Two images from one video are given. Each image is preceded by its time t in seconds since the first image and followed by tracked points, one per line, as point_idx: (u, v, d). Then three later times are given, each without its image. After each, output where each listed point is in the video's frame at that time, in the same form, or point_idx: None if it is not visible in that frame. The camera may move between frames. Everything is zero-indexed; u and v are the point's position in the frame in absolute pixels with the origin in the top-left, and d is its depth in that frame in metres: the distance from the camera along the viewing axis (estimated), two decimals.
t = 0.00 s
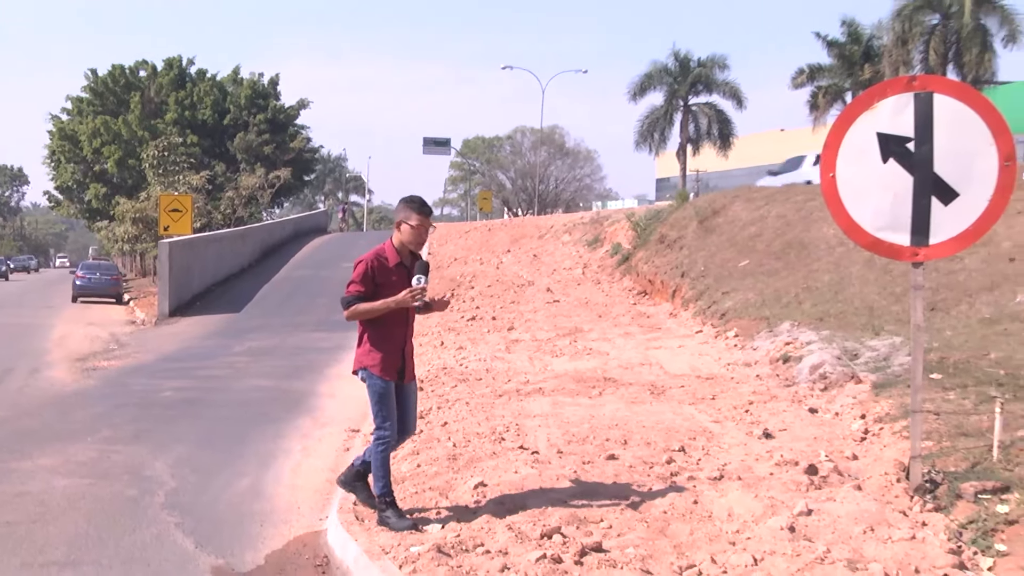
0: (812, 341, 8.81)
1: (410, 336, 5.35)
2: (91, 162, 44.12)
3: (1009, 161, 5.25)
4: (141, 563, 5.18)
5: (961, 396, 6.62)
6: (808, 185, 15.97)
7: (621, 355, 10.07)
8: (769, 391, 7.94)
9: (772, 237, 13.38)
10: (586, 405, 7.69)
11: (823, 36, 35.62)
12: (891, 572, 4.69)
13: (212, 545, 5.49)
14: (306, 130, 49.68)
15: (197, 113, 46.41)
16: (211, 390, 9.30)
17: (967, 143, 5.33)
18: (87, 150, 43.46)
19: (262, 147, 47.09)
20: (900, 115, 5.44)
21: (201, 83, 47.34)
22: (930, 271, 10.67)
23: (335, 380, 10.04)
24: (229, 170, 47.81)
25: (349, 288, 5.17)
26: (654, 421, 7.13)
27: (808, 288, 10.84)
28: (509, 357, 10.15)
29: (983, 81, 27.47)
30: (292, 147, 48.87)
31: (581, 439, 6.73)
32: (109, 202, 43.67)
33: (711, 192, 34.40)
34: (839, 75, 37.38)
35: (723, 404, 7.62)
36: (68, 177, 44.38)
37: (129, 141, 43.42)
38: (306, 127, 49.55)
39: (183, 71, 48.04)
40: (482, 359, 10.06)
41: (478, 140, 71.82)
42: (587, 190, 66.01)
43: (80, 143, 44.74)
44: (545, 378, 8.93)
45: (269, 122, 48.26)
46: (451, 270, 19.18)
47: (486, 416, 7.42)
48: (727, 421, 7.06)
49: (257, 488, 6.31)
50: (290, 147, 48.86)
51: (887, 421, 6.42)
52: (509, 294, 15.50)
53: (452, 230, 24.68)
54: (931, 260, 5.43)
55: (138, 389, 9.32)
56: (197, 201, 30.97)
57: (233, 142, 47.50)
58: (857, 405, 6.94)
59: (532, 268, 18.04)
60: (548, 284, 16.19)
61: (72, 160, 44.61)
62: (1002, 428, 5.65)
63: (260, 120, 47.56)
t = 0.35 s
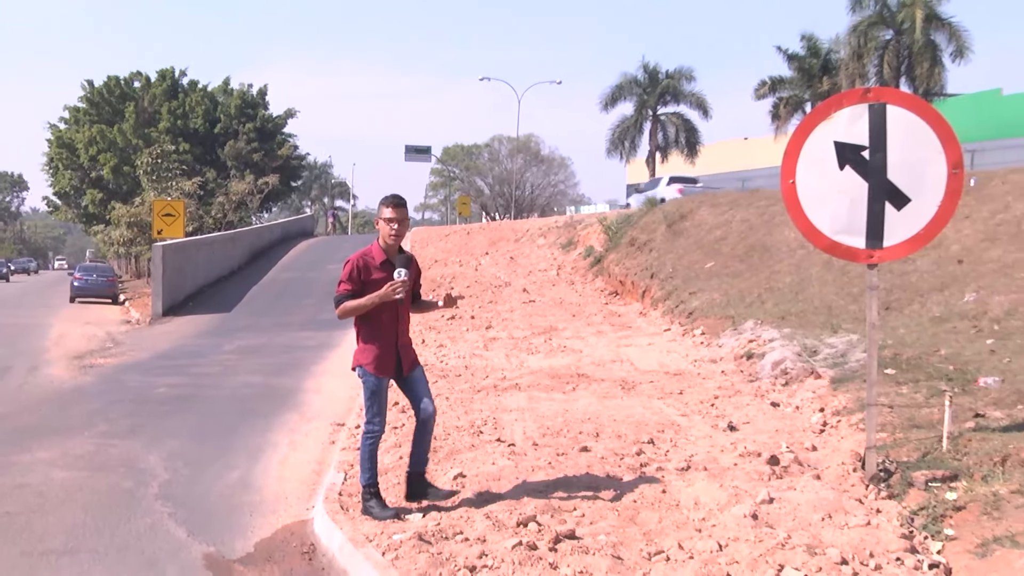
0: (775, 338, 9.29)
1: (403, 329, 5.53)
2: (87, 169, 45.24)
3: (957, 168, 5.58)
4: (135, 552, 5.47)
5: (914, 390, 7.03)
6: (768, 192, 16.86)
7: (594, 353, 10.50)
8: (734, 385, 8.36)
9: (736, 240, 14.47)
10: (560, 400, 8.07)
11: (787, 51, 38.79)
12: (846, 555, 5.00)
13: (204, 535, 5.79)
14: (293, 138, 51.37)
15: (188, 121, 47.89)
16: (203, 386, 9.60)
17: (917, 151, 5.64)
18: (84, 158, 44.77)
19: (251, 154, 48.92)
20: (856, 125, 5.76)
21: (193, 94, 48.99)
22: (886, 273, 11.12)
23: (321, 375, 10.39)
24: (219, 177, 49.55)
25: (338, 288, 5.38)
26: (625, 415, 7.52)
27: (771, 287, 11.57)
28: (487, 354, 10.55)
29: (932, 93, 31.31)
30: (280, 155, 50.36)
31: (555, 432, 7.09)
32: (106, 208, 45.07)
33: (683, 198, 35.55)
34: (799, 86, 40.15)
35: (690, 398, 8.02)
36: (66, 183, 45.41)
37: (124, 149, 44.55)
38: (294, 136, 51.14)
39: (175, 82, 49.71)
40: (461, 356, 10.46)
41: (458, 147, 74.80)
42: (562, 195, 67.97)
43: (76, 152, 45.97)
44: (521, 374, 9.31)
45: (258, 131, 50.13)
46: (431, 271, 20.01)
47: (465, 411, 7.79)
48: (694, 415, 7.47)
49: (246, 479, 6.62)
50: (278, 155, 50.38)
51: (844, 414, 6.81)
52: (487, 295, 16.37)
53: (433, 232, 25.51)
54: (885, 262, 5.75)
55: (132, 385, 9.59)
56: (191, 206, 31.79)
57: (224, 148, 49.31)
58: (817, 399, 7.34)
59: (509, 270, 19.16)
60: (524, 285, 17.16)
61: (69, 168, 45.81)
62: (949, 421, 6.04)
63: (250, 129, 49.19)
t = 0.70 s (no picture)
0: (757, 332, 9.60)
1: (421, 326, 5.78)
2: (102, 173, 48.57)
3: (928, 171, 5.86)
4: (148, 537, 5.88)
5: (889, 381, 7.37)
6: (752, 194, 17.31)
7: (585, 346, 10.89)
8: (718, 378, 8.74)
9: (719, 239, 14.82)
10: (553, 392, 8.42)
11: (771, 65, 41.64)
12: (825, 539, 5.29)
13: (214, 520, 6.17)
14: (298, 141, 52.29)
15: (198, 126, 49.32)
16: (212, 377, 9.99)
17: (890, 156, 5.93)
18: (98, 161, 47.85)
19: (257, 158, 49.79)
20: (833, 130, 6.06)
21: (203, 101, 50.37)
22: (861, 270, 11.40)
23: (321, 367, 10.76)
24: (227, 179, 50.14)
25: (356, 286, 5.70)
26: (614, 406, 7.88)
27: (752, 285, 11.99)
28: (483, 348, 10.93)
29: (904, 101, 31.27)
30: (285, 158, 51.27)
31: (548, 422, 7.43)
32: (120, 208, 48.13)
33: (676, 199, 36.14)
34: (780, 92, 42.04)
35: (676, 390, 8.39)
36: (82, 185, 48.74)
37: (136, 153, 47.51)
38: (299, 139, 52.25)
39: (186, 88, 51.17)
40: (458, 350, 10.84)
41: (456, 151, 76.98)
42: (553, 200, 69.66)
43: (93, 156, 49.10)
44: (516, 368, 9.66)
45: (263, 136, 50.93)
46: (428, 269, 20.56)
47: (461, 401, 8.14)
48: (680, 406, 7.83)
49: (255, 465, 7.00)
50: (283, 158, 51.25)
51: (823, 405, 7.15)
52: (483, 291, 16.88)
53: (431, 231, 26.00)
54: (861, 260, 6.05)
55: (145, 377, 9.99)
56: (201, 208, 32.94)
57: (230, 152, 50.17)
58: (797, 390, 7.68)
59: (503, 268, 19.73)
60: (518, 282, 17.64)
61: (86, 172, 49.13)
62: (923, 411, 6.36)
63: (256, 133, 50.27)
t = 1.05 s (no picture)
0: (747, 329, 9.93)
1: (460, 320, 6.02)
2: (122, 177, 51.17)
3: (910, 175, 6.16)
4: (167, 523, 6.22)
5: (872, 375, 7.69)
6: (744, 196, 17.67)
7: (583, 342, 11.25)
8: (710, 372, 9.07)
9: (710, 240, 15.09)
10: (552, 385, 8.76)
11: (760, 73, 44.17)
12: (811, 526, 5.57)
13: (229, 508, 6.52)
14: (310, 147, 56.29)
15: (214, 132, 52.65)
16: (226, 370, 10.40)
17: (873, 161, 6.23)
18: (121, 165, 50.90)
19: (270, 162, 53.18)
20: (819, 136, 6.35)
21: (220, 108, 53.47)
22: (845, 270, 11.70)
23: (325, 362, 11.08)
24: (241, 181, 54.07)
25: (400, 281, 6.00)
26: (611, 399, 8.21)
27: (742, 283, 12.28)
28: (485, 343, 11.29)
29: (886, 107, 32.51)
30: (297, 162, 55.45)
31: (547, 414, 7.76)
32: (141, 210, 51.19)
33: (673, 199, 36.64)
34: (769, 100, 44.34)
35: (670, 383, 8.74)
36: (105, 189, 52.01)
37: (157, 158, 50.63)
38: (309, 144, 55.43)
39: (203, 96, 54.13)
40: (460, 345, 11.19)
41: (460, 155, 79.33)
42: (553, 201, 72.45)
43: (114, 161, 52.20)
44: (516, 362, 10.01)
45: (278, 142, 54.73)
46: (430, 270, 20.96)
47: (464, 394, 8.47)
48: (673, 399, 8.15)
49: (268, 456, 7.37)
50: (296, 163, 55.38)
51: (810, 398, 7.48)
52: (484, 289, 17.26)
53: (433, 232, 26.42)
54: (845, 260, 6.34)
55: (160, 370, 10.39)
56: (218, 210, 34.83)
57: (246, 156, 53.48)
58: (785, 384, 8.03)
59: (503, 267, 20.11)
60: (518, 280, 18.01)
61: (108, 175, 52.01)
62: (903, 405, 6.68)
63: (271, 139, 54.02)
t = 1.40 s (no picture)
0: (744, 325, 10.26)
1: (488, 312, 6.59)
2: (150, 180, 54.70)
3: (900, 178, 6.46)
4: (192, 509, 6.63)
5: (863, 369, 8.02)
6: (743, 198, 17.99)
7: (587, 337, 11.59)
8: (710, 367, 9.40)
9: (709, 241, 15.39)
10: (558, 379, 9.10)
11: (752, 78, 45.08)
12: (806, 513, 5.88)
13: (251, 493, 6.96)
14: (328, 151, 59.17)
15: (238, 138, 55.69)
16: (247, 365, 10.87)
17: (865, 166, 6.53)
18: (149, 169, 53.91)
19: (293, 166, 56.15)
20: (813, 141, 6.66)
21: (242, 114, 56.62)
22: (838, 269, 12.01)
23: (334, 357, 11.46)
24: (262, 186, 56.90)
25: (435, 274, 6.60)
26: (614, 392, 8.55)
27: (739, 283, 12.58)
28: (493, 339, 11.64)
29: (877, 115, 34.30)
30: (315, 166, 58.39)
31: (554, 407, 8.10)
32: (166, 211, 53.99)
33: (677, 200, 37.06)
34: (767, 107, 47.33)
35: (671, 377, 9.09)
36: (133, 191, 54.98)
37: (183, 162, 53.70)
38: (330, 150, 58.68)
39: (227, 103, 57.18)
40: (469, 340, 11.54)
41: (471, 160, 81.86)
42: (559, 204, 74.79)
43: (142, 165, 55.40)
44: (523, 357, 10.37)
45: (297, 146, 57.75)
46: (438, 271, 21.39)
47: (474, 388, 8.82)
48: (674, 392, 8.49)
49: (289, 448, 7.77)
50: (314, 166, 58.25)
51: (804, 391, 7.82)
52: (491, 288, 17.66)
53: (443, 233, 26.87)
54: (839, 259, 6.66)
55: (183, 365, 10.88)
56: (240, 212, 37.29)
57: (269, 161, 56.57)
58: (780, 378, 8.38)
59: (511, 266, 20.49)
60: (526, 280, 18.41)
61: (137, 178, 55.20)
62: (894, 398, 7.01)
63: (290, 144, 56.69)
